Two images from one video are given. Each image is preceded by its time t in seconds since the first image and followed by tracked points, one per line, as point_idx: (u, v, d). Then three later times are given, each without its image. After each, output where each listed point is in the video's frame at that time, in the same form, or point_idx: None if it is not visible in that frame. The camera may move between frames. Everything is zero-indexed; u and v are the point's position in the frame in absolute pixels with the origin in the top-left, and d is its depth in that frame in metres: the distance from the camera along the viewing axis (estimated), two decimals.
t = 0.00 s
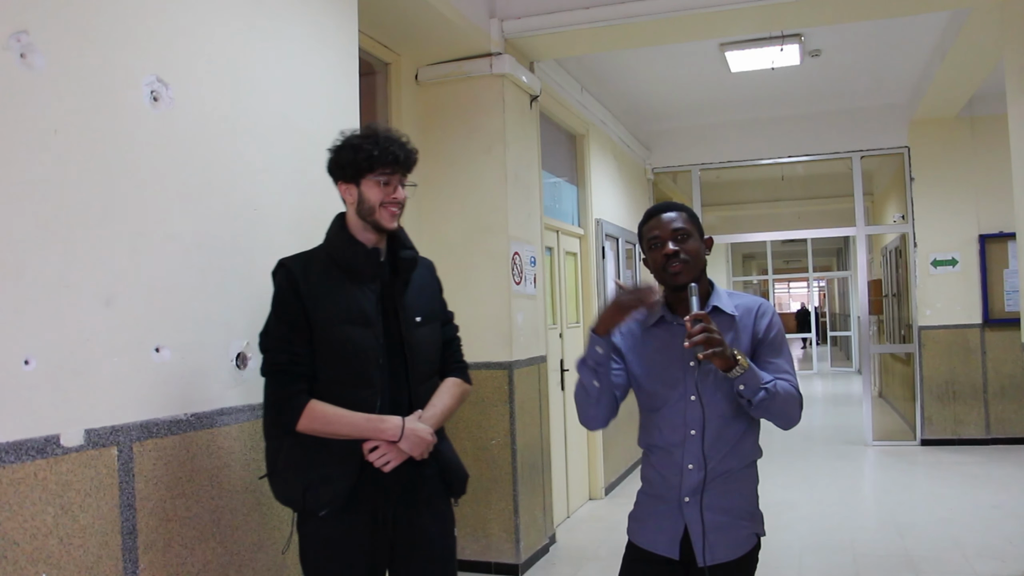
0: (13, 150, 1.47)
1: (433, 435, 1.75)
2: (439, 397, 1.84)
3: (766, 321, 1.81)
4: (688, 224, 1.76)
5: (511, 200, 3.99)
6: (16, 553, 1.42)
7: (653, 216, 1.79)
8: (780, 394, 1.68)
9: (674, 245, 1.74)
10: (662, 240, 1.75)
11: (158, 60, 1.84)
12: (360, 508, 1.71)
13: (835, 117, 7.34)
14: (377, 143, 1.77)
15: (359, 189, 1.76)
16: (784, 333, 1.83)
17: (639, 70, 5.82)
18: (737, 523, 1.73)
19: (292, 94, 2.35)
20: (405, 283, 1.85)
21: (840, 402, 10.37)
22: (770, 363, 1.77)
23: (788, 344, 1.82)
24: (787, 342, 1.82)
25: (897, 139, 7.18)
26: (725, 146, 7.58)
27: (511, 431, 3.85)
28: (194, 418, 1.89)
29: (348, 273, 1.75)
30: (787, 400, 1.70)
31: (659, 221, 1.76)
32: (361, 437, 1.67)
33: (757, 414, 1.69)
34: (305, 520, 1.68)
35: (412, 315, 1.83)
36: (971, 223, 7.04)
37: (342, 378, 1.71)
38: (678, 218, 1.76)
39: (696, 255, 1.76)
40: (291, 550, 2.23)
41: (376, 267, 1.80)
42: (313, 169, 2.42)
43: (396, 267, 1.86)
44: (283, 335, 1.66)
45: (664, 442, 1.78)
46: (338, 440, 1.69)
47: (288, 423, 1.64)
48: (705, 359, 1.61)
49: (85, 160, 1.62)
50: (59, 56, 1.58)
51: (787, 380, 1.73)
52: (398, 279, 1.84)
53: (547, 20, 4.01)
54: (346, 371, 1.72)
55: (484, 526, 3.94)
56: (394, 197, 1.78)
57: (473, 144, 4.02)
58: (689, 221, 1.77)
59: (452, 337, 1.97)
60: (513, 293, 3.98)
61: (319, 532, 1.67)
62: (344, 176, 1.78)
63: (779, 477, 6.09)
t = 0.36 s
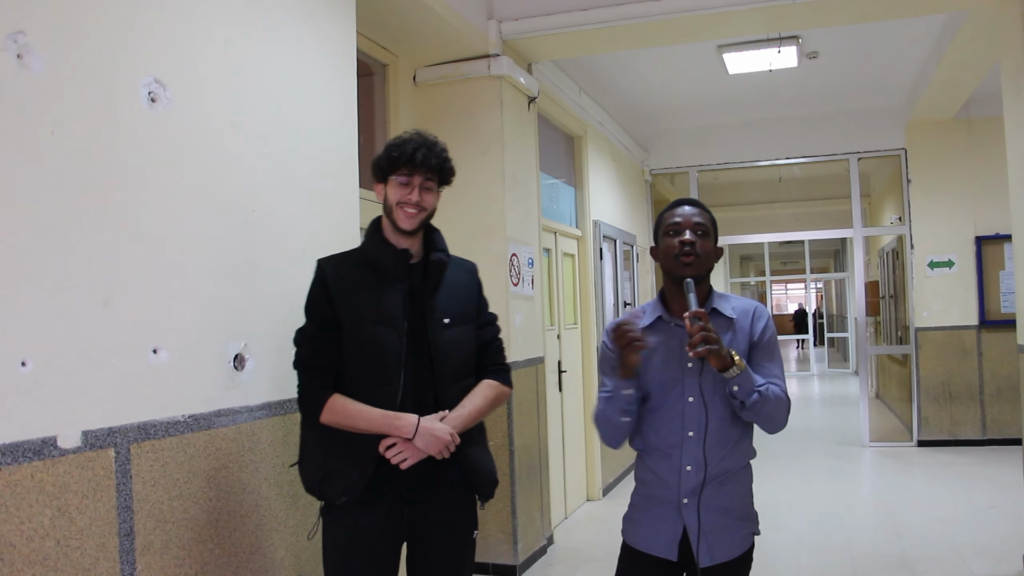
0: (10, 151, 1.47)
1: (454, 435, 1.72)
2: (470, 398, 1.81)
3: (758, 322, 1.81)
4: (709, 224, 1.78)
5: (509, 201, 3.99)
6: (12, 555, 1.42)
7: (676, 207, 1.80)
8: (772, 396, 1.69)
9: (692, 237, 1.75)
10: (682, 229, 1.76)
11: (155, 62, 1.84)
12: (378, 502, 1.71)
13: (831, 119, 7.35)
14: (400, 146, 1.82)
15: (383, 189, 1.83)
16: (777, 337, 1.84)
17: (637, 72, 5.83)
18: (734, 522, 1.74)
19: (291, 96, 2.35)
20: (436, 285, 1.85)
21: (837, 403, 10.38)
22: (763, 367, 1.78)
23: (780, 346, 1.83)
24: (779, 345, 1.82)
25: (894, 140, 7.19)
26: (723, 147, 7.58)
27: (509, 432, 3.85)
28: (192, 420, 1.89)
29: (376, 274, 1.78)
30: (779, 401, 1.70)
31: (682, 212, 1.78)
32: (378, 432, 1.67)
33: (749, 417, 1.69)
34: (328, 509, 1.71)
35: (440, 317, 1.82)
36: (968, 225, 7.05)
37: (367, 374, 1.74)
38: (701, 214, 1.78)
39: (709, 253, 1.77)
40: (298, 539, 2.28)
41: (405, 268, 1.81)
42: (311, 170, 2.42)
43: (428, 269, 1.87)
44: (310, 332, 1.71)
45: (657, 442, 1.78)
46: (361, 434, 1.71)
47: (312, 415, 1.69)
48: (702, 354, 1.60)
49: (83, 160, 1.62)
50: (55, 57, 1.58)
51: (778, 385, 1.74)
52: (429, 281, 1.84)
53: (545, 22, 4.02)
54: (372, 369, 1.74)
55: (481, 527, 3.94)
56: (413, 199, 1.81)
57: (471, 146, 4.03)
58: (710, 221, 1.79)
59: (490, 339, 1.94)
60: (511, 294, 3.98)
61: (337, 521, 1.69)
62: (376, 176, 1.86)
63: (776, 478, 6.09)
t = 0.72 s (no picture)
0: (7, 151, 1.47)
1: (449, 438, 1.72)
2: (476, 403, 1.80)
3: (756, 326, 1.81)
4: (701, 225, 1.77)
5: (505, 201, 4.00)
6: (10, 555, 1.42)
7: (668, 212, 1.80)
8: (762, 404, 1.69)
9: (684, 244, 1.75)
10: (674, 235, 1.76)
11: (152, 62, 1.84)
12: (375, 495, 1.75)
13: (828, 118, 7.37)
14: (419, 150, 1.91)
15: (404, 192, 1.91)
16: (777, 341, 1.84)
17: (634, 72, 5.84)
18: (730, 523, 1.74)
19: (288, 97, 2.36)
20: (450, 288, 1.86)
21: (834, 403, 10.39)
22: (759, 373, 1.78)
23: (779, 351, 1.82)
24: (778, 350, 1.82)
25: (890, 140, 7.21)
26: (720, 147, 7.60)
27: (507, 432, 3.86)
28: (190, 420, 1.89)
29: (392, 275, 1.83)
30: (771, 408, 1.70)
31: (673, 217, 1.78)
32: (373, 428, 1.72)
33: (739, 424, 1.71)
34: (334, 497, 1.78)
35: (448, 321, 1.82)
36: (964, 224, 7.07)
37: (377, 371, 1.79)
38: (692, 217, 1.77)
39: (704, 257, 1.77)
40: (299, 539, 2.30)
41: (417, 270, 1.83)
42: (309, 171, 2.43)
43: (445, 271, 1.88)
44: (327, 328, 1.80)
45: (652, 442, 1.80)
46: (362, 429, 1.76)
47: (321, 405, 1.78)
48: (685, 361, 1.63)
49: (80, 162, 1.63)
50: (52, 57, 1.58)
51: (772, 392, 1.75)
52: (443, 284, 1.86)
53: (542, 22, 4.02)
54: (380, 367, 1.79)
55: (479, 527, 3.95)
56: (432, 198, 1.86)
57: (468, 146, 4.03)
58: (702, 222, 1.78)
59: (507, 346, 1.90)
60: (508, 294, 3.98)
61: (339, 510, 1.76)
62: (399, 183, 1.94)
63: (774, 477, 6.10)
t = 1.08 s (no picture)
0: (4, 149, 1.46)
1: (452, 435, 1.73)
2: (475, 401, 1.81)
3: (759, 325, 1.82)
4: (713, 224, 1.77)
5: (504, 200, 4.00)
6: (7, 553, 1.42)
7: (682, 207, 1.80)
8: (765, 399, 1.68)
9: (693, 240, 1.75)
10: (685, 229, 1.76)
11: (149, 60, 1.83)
12: (373, 492, 1.75)
13: (826, 118, 7.37)
14: (425, 149, 1.90)
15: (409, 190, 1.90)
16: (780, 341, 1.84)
17: (632, 71, 5.84)
18: (727, 523, 1.74)
19: (287, 95, 2.36)
20: (453, 287, 1.87)
21: (832, 402, 10.40)
22: (761, 370, 1.78)
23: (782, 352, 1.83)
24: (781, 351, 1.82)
25: (888, 139, 7.22)
26: (718, 147, 7.60)
27: (505, 431, 3.86)
28: (188, 419, 1.89)
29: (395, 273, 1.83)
30: (773, 404, 1.70)
31: (685, 213, 1.78)
32: (377, 424, 1.71)
33: (742, 417, 1.69)
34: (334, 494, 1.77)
35: (451, 320, 1.82)
36: (962, 224, 7.08)
37: (379, 368, 1.79)
38: (704, 215, 1.77)
39: (711, 255, 1.77)
40: (298, 537, 2.31)
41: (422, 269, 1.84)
42: (307, 170, 2.43)
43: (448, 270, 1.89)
44: (328, 323, 1.79)
45: (651, 438, 1.80)
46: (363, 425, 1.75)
47: (322, 402, 1.76)
48: (695, 339, 1.63)
49: (77, 161, 1.62)
50: (51, 55, 1.58)
51: (774, 388, 1.74)
52: (446, 283, 1.86)
53: (540, 21, 4.02)
54: (383, 365, 1.79)
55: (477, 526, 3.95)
56: (438, 198, 1.87)
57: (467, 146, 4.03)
58: (714, 221, 1.78)
59: (505, 345, 1.91)
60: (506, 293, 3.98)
61: (338, 507, 1.75)
62: (404, 180, 1.94)
63: (771, 477, 6.11)
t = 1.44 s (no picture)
0: None
1: (453, 436, 1.74)
2: (468, 402, 1.81)
3: (761, 330, 1.82)
4: (719, 226, 1.79)
5: (501, 201, 4.00)
6: (4, 555, 1.42)
7: (688, 209, 1.80)
8: (764, 407, 1.70)
9: (702, 242, 1.75)
10: (694, 232, 1.76)
11: (146, 61, 1.83)
12: (373, 497, 1.72)
13: (823, 119, 7.38)
14: (417, 149, 1.88)
15: (401, 190, 1.88)
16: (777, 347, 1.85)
17: (629, 72, 5.85)
18: (727, 526, 1.75)
19: (284, 96, 2.36)
20: (446, 288, 1.87)
21: (829, 402, 10.42)
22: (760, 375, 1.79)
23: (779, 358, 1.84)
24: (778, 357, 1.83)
25: (885, 141, 7.24)
26: (715, 148, 7.61)
27: (502, 432, 3.86)
28: (185, 419, 1.89)
29: (389, 275, 1.81)
30: (770, 413, 1.72)
31: (691, 215, 1.78)
32: (381, 428, 1.68)
33: (744, 422, 1.71)
34: (327, 501, 1.73)
35: (447, 320, 1.83)
36: (958, 225, 7.11)
37: (375, 371, 1.75)
38: (709, 217, 1.78)
39: (720, 256, 1.78)
40: (294, 536, 2.30)
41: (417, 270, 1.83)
42: (304, 171, 2.43)
43: (440, 272, 1.89)
44: (321, 325, 1.72)
45: (651, 441, 1.79)
46: (362, 429, 1.72)
47: (318, 407, 1.70)
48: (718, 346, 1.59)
49: (74, 162, 1.62)
50: (48, 56, 1.58)
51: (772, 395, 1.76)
52: (439, 285, 1.86)
53: (537, 22, 4.03)
54: (379, 367, 1.75)
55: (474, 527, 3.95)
56: (430, 199, 1.85)
57: (464, 147, 4.03)
58: (719, 222, 1.79)
59: (492, 346, 1.93)
60: (503, 294, 3.98)
61: (335, 513, 1.71)
62: (393, 180, 1.91)
63: (768, 477, 6.12)
